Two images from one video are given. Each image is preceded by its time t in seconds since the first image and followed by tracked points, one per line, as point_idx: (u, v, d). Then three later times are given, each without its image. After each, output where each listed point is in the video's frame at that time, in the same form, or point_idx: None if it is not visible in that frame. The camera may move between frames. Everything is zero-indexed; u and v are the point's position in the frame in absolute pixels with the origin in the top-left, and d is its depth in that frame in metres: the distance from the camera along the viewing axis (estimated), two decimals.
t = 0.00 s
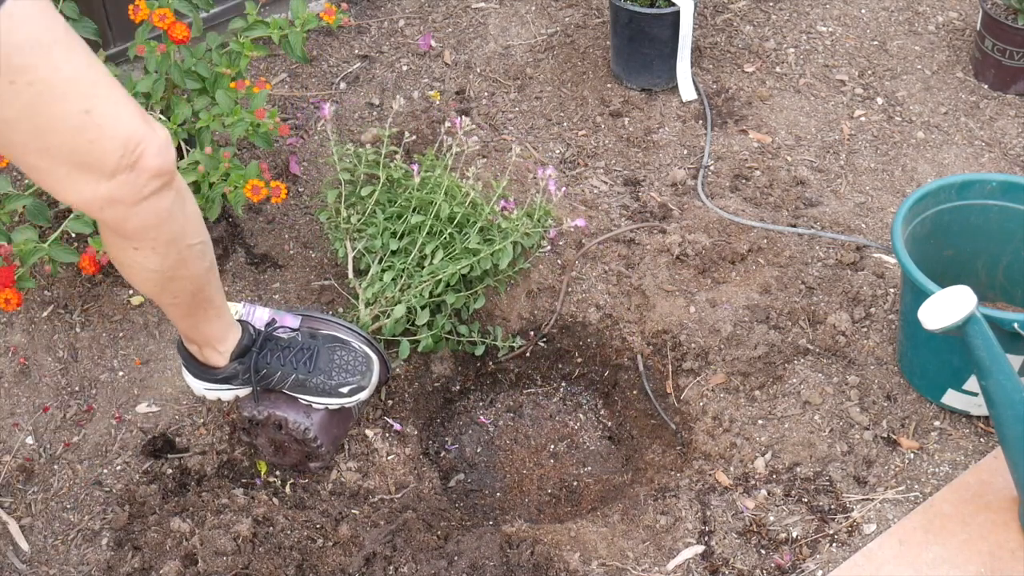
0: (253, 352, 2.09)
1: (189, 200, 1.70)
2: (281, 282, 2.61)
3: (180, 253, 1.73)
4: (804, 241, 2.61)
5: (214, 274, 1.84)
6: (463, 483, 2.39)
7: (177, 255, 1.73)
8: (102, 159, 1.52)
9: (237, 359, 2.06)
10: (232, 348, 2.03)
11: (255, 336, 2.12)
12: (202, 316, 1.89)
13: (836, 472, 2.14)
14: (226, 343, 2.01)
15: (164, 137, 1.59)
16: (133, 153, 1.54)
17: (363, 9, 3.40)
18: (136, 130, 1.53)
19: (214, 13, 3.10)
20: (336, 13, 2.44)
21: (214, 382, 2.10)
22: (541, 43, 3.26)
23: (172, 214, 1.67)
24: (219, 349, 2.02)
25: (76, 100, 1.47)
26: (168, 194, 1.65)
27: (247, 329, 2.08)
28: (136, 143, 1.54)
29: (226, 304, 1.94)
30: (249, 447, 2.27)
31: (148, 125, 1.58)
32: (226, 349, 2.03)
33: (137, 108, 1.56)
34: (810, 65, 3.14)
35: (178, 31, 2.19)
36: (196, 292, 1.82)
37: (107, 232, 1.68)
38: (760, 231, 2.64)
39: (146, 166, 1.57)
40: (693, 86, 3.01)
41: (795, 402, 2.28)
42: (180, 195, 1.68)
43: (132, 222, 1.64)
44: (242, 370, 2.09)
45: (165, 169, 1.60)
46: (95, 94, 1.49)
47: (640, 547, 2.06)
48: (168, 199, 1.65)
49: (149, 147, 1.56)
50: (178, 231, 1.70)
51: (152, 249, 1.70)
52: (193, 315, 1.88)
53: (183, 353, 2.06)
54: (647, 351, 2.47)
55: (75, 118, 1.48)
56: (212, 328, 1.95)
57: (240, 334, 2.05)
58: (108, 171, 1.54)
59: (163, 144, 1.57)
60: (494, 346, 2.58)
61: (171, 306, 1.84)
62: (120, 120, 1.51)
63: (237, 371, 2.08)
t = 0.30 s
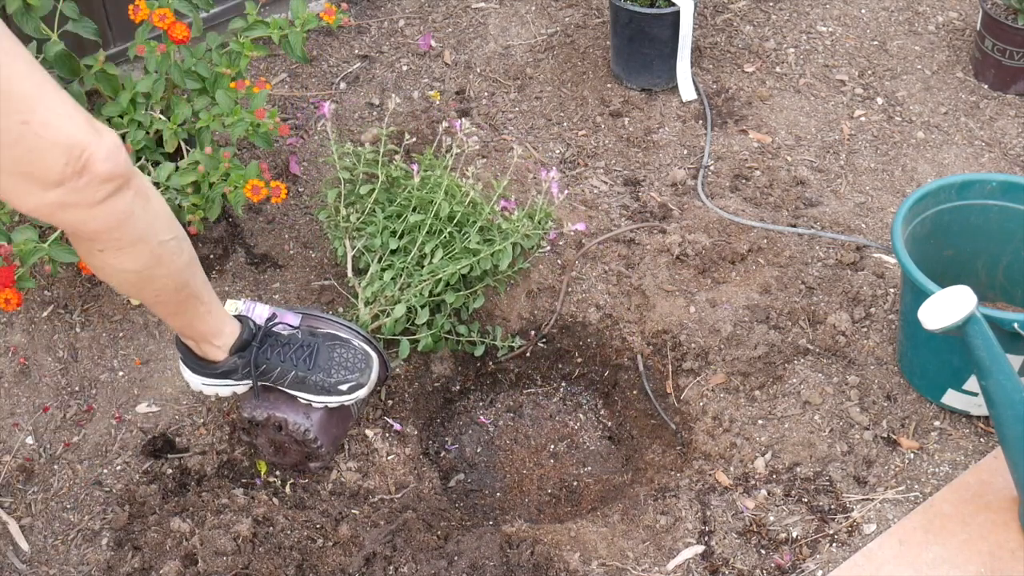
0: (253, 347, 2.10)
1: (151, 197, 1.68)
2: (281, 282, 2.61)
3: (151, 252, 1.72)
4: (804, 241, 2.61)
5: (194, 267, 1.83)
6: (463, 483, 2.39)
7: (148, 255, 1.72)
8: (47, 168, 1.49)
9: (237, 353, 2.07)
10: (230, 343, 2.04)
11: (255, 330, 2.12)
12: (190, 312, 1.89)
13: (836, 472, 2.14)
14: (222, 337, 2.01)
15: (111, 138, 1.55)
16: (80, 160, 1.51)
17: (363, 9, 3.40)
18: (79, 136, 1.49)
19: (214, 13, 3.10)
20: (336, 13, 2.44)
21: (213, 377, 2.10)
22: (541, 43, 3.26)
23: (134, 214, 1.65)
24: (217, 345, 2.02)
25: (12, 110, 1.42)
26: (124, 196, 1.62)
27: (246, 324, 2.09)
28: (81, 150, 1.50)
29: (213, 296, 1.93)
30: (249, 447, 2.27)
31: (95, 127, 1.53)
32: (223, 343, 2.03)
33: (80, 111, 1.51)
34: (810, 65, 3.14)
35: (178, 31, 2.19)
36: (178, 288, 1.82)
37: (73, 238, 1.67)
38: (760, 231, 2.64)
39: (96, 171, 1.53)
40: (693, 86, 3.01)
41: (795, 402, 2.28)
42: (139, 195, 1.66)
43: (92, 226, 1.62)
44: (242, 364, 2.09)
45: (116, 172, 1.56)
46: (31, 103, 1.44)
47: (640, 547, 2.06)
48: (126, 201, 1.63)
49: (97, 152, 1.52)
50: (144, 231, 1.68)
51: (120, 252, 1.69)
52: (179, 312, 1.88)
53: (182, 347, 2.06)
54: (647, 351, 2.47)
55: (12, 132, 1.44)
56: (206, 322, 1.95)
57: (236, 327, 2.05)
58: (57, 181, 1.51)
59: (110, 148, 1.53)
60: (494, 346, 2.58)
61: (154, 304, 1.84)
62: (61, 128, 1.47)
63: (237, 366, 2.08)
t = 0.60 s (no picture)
0: (233, 347, 2.14)
1: (155, 184, 1.69)
2: (281, 282, 2.61)
3: (149, 241, 1.73)
4: (804, 241, 2.61)
5: (185, 259, 1.84)
6: (463, 483, 2.38)
7: (147, 243, 1.73)
8: (57, 146, 1.49)
9: (216, 352, 2.13)
10: (212, 340, 2.10)
11: (238, 331, 2.17)
12: (177, 302, 1.91)
13: (836, 472, 2.14)
14: (204, 334, 2.08)
15: (121, 120, 1.56)
16: (90, 139, 1.51)
17: (363, 9, 3.40)
18: (91, 116, 1.50)
19: (214, 13, 3.10)
20: (337, 14, 2.44)
21: (194, 375, 2.19)
22: (541, 43, 3.26)
23: (137, 199, 1.66)
24: (195, 339, 2.08)
25: (23, 86, 1.43)
26: (131, 180, 1.63)
27: (229, 324, 2.15)
28: (92, 130, 1.51)
29: (200, 289, 1.95)
30: (249, 447, 2.27)
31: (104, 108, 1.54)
32: (204, 340, 2.10)
33: (91, 92, 1.53)
34: (810, 65, 3.14)
35: (178, 31, 2.19)
36: (169, 277, 1.83)
37: (71, 220, 1.67)
38: (760, 231, 2.64)
39: (106, 152, 1.54)
40: (693, 86, 3.01)
41: (795, 402, 2.28)
42: (144, 180, 1.67)
43: (97, 208, 1.62)
44: (221, 363, 2.15)
45: (124, 154, 1.57)
46: (43, 79, 1.45)
47: (640, 547, 2.06)
48: (132, 184, 1.64)
49: (107, 133, 1.53)
50: (146, 217, 1.69)
51: (120, 237, 1.70)
52: (167, 301, 1.89)
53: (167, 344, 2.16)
54: (647, 351, 2.47)
55: (25, 107, 1.44)
56: (188, 314, 1.98)
57: (219, 325, 2.11)
58: (65, 160, 1.52)
59: (121, 129, 1.55)
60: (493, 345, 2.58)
61: (144, 293, 1.85)
62: (72, 106, 1.48)
63: (215, 364, 2.15)
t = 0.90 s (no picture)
0: (237, 364, 2.07)
1: (176, 204, 1.68)
2: (281, 282, 2.61)
3: (166, 259, 1.71)
4: (804, 241, 2.61)
5: (199, 281, 1.82)
6: (463, 483, 2.38)
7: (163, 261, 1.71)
8: (86, 159, 1.49)
9: (221, 370, 2.05)
10: (217, 358, 2.02)
11: (240, 347, 2.10)
12: (187, 324, 1.88)
13: (836, 472, 2.14)
14: (211, 352, 2.00)
15: (148, 137, 1.56)
16: (118, 154, 1.51)
17: (363, 9, 3.40)
18: (121, 130, 1.50)
19: (214, 13, 3.10)
20: (337, 13, 2.44)
21: (197, 392, 2.09)
22: (541, 43, 3.27)
23: (158, 217, 1.65)
24: (204, 360, 2.01)
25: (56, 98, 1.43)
26: (154, 196, 1.63)
27: (232, 340, 2.07)
28: (122, 144, 1.51)
29: (212, 313, 1.92)
30: (249, 447, 2.27)
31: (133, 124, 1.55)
32: (210, 358, 2.02)
33: (122, 109, 1.53)
34: (810, 65, 3.14)
35: (178, 31, 2.19)
36: (181, 298, 1.81)
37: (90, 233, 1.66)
38: (760, 231, 2.64)
39: (132, 168, 1.54)
40: (692, 86, 3.01)
41: (795, 402, 2.28)
42: (167, 198, 1.66)
43: (119, 225, 1.61)
44: (226, 382, 2.07)
45: (151, 170, 1.57)
46: (76, 93, 1.45)
47: (640, 547, 2.06)
48: (155, 201, 1.63)
49: (135, 148, 1.53)
50: (164, 235, 1.68)
51: (138, 254, 1.68)
52: (178, 322, 1.86)
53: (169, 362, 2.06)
54: (647, 351, 2.47)
55: (59, 117, 1.44)
56: (198, 338, 1.94)
57: (226, 344, 2.04)
58: (92, 173, 1.51)
59: (149, 146, 1.54)
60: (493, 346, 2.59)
61: (154, 311, 1.82)
62: (104, 120, 1.49)
63: (221, 383, 2.06)
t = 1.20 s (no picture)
0: (234, 373, 2.07)
1: (183, 217, 1.69)
2: (281, 282, 2.61)
3: (170, 271, 1.72)
4: (804, 241, 2.61)
5: (202, 293, 1.83)
6: (463, 483, 2.38)
7: (168, 273, 1.72)
8: (98, 171, 1.49)
9: (219, 378, 2.05)
10: (215, 367, 2.02)
11: (237, 355, 2.09)
12: (188, 333, 1.88)
13: (836, 472, 2.14)
14: (209, 361, 2.01)
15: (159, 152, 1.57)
16: (129, 168, 1.52)
17: (363, 9, 3.40)
18: (134, 144, 1.51)
19: (214, 13, 3.10)
20: (337, 13, 2.43)
21: (197, 400, 2.10)
22: (541, 43, 3.27)
23: (165, 230, 1.65)
24: (201, 368, 2.01)
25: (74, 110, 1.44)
26: (164, 209, 1.63)
27: (230, 348, 2.07)
28: (133, 158, 1.52)
29: (213, 323, 1.93)
30: (249, 447, 2.27)
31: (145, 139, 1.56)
32: (208, 367, 2.02)
33: (134, 123, 1.54)
34: (810, 65, 3.14)
35: (178, 31, 2.19)
36: (183, 310, 1.81)
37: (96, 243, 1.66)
38: (760, 231, 2.64)
39: (141, 182, 1.54)
40: (693, 86, 3.01)
41: (795, 402, 2.28)
42: (175, 211, 1.66)
43: (125, 237, 1.62)
44: (223, 391, 2.08)
45: (160, 185, 1.58)
46: (95, 107, 1.46)
47: (640, 547, 2.06)
48: (164, 214, 1.64)
49: (146, 163, 1.54)
50: (170, 249, 1.68)
51: (143, 265, 1.68)
52: (179, 332, 1.87)
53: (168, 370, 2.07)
54: (647, 351, 2.47)
55: (74, 129, 1.45)
56: (197, 347, 1.95)
57: (223, 353, 2.04)
58: (102, 184, 1.52)
59: (159, 162, 1.55)
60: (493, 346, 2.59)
61: (156, 321, 1.82)
62: (119, 133, 1.49)
63: (218, 392, 2.08)
